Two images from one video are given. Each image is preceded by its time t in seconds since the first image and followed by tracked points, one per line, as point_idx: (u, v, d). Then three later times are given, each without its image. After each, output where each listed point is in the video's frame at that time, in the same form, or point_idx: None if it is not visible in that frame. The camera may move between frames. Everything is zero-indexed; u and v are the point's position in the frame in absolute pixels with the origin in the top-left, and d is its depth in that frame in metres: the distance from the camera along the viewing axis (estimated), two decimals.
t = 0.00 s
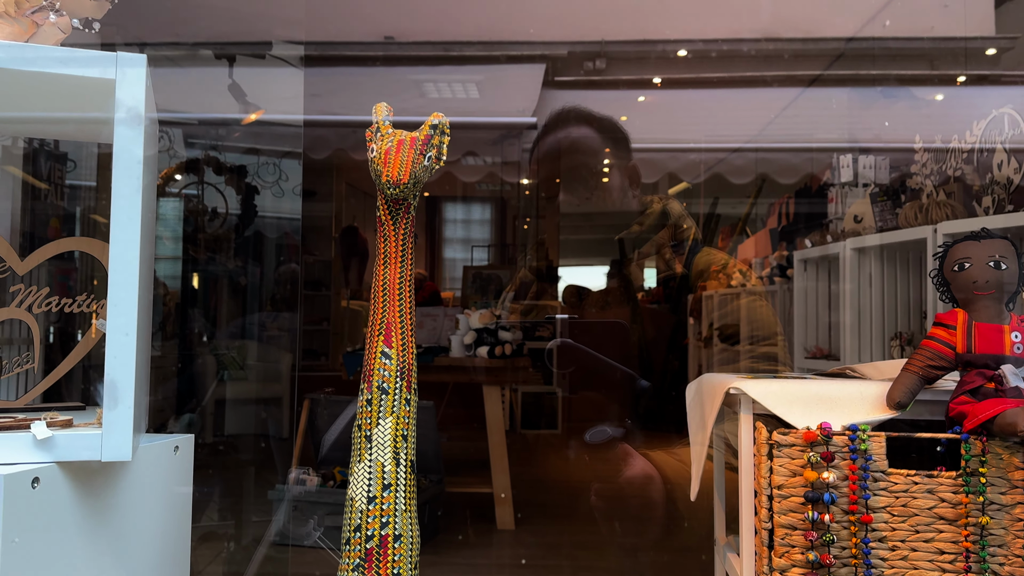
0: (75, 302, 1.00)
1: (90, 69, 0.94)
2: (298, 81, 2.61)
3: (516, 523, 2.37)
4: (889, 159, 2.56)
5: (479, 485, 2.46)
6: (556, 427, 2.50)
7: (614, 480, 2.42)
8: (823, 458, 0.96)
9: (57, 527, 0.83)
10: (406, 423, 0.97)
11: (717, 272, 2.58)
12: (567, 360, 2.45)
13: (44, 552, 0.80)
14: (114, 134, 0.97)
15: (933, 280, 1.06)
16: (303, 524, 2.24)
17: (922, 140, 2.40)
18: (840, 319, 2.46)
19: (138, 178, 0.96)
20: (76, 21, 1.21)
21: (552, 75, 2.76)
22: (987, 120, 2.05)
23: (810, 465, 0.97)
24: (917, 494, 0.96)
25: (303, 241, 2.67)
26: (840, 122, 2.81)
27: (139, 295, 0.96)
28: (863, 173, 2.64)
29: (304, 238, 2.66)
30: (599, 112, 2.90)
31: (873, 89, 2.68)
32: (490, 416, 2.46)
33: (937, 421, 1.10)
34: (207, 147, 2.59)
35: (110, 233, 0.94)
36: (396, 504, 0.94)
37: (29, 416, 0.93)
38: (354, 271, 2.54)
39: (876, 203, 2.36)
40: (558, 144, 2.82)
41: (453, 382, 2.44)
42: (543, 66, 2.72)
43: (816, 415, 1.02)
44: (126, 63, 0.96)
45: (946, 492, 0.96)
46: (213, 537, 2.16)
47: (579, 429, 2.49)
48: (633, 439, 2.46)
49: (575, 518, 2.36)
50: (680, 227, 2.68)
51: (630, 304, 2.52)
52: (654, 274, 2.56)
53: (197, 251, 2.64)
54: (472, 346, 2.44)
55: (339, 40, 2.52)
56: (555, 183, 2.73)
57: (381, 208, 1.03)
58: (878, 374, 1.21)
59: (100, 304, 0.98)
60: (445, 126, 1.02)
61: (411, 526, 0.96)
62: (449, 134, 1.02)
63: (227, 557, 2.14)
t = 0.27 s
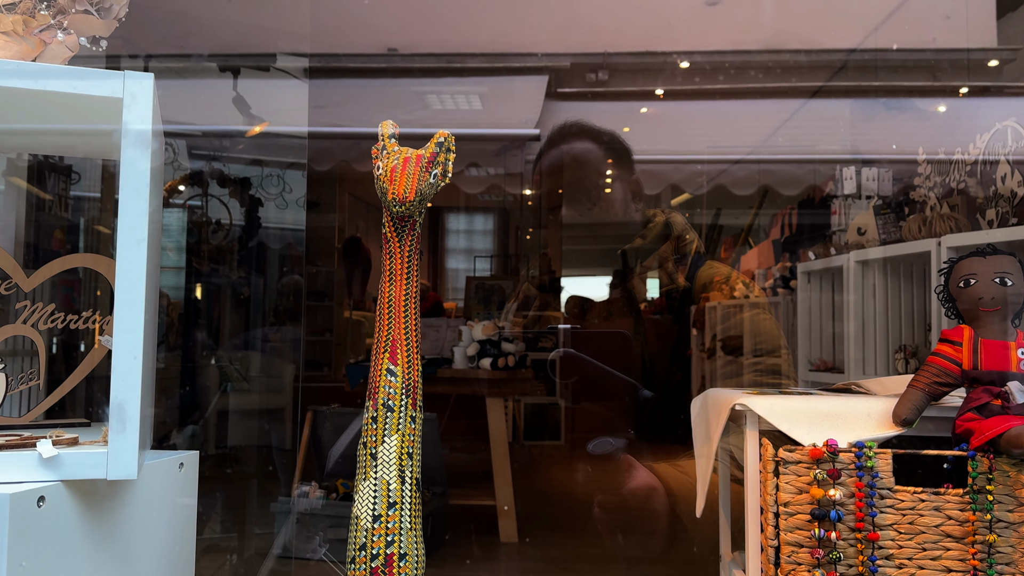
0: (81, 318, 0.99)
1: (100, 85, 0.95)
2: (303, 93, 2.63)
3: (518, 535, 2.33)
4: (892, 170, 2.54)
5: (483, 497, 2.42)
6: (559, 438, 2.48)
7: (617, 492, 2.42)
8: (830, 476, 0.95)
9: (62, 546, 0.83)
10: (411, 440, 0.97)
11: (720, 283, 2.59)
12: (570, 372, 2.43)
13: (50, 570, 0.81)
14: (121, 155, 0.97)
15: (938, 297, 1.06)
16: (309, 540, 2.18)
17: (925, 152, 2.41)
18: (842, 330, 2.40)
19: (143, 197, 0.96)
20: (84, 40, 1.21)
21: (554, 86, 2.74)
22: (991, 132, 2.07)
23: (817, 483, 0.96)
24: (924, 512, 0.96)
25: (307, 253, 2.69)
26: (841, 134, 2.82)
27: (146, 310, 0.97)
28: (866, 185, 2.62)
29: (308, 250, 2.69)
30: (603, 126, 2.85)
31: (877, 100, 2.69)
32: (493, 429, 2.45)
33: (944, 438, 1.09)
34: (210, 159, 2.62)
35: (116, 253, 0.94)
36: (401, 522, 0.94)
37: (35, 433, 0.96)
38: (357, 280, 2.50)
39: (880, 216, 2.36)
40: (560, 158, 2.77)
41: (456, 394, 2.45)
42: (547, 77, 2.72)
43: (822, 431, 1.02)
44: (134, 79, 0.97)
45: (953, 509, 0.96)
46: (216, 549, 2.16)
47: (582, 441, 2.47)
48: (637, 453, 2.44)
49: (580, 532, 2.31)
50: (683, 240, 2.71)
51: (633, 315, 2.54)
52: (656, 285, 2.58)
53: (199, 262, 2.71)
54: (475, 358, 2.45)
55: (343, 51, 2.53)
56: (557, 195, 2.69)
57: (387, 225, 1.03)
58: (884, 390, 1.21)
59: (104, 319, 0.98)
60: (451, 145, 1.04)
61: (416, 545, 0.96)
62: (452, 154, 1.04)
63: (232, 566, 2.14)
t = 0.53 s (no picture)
0: (84, 330, 1.00)
1: (103, 96, 0.95)
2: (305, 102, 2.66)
3: (521, 545, 2.30)
4: (895, 180, 2.55)
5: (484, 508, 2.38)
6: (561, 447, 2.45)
7: (620, 501, 2.41)
8: (837, 489, 0.95)
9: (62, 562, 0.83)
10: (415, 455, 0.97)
11: (722, 292, 2.59)
12: (572, 379, 2.45)
13: None
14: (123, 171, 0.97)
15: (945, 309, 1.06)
16: (312, 553, 2.20)
17: (928, 162, 2.40)
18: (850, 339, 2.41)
19: (146, 211, 0.96)
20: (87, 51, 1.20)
21: (558, 95, 2.76)
22: (995, 141, 2.10)
23: (823, 497, 0.95)
24: (932, 526, 0.95)
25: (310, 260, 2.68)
26: (846, 143, 2.80)
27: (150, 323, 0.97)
28: (870, 195, 2.63)
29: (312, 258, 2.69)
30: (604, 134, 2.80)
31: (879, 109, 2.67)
32: (495, 438, 2.45)
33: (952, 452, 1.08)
34: (212, 168, 2.54)
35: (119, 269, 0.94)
36: (405, 538, 0.93)
37: (35, 448, 0.95)
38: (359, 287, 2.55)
39: (884, 225, 2.36)
40: (563, 168, 2.73)
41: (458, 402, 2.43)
42: (548, 86, 2.75)
43: (829, 445, 1.02)
44: (139, 94, 0.97)
45: (961, 524, 0.95)
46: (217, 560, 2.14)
47: (584, 451, 2.46)
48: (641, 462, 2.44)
49: (581, 541, 2.29)
50: (686, 250, 2.70)
51: (636, 323, 2.53)
52: (658, 293, 2.57)
53: (202, 271, 2.59)
54: (478, 367, 2.43)
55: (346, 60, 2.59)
56: (560, 204, 2.64)
57: (392, 238, 1.03)
58: (890, 403, 1.20)
59: (106, 332, 0.99)
60: (455, 157, 1.02)
61: (419, 560, 0.95)
62: (457, 163, 1.02)
63: None
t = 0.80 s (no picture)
0: (82, 339, 1.01)
1: (100, 105, 0.94)
2: (308, 109, 2.63)
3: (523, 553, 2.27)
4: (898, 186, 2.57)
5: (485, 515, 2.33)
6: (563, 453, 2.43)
7: (623, 511, 2.37)
8: (844, 501, 0.94)
9: None
10: (417, 467, 0.96)
11: (725, 298, 2.53)
12: (575, 388, 2.42)
13: None
14: (123, 183, 0.96)
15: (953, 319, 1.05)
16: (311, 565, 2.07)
17: (930, 168, 2.40)
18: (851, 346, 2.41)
19: (146, 222, 0.95)
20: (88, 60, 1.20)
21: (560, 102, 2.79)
22: (999, 147, 2.07)
23: (831, 509, 0.95)
24: (940, 538, 0.94)
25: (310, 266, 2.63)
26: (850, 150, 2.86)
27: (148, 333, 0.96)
28: (872, 201, 2.65)
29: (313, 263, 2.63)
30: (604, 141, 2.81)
31: (881, 116, 2.71)
32: (498, 447, 2.36)
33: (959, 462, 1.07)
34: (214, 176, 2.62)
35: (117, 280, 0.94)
36: (407, 551, 0.93)
37: (34, 460, 0.93)
38: (361, 294, 2.48)
39: (887, 232, 2.36)
40: (564, 175, 2.73)
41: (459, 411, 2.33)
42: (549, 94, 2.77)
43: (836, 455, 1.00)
44: (137, 101, 0.96)
45: (970, 536, 0.94)
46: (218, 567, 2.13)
47: (586, 459, 2.44)
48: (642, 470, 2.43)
49: (583, 549, 2.29)
50: (689, 256, 2.67)
51: (638, 329, 2.52)
52: (661, 299, 2.55)
53: (204, 279, 2.67)
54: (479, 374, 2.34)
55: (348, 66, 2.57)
56: (562, 211, 2.65)
57: (393, 247, 1.03)
58: (897, 412, 1.19)
59: (106, 342, 1.00)
60: (457, 165, 1.02)
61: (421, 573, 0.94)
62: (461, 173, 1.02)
63: None
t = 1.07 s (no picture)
0: (82, 349, 0.98)
1: (99, 113, 0.95)
2: (309, 113, 2.62)
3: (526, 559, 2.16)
4: (902, 192, 2.51)
5: (492, 522, 2.25)
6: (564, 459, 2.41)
7: (627, 520, 2.30)
8: (854, 513, 0.93)
9: None
10: (420, 479, 0.94)
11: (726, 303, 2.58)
12: (577, 392, 2.41)
13: None
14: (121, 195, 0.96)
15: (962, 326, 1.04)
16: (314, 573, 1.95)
17: (936, 172, 2.37)
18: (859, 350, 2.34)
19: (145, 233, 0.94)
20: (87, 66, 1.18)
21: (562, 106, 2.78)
22: (1004, 152, 2.04)
23: (839, 520, 0.93)
24: (951, 550, 0.93)
25: (313, 273, 2.67)
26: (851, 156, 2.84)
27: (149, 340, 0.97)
28: (876, 207, 2.58)
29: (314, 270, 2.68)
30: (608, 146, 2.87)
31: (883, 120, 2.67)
32: (499, 452, 2.36)
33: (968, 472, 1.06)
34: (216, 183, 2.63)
35: (115, 290, 0.94)
36: (410, 565, 0.91)
37: (31, 472, 0.93)
38: (361, 299, 2.55)
39: (891, 237, 2.30)
40: (568, 180, 2.80)
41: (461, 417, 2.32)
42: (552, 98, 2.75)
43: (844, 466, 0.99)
44: (136, 108, 0.96)
45: (981, 548, 0.92)
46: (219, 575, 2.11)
47: (587, 467, 2.44)
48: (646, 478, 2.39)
49: (586, 557, 2.17)
50: (694, 262, 2.73)
51: (639, 334, 2.50)
52: (663, 304, 2.55)
53: (205, 285, 2.67)
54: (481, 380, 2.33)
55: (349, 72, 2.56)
56: (562, 217, 2.71)
57: (395, 255, 1.02)
58: (905, 421, 1.18)
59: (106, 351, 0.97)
60: (461, 174, 1.02)
61: None
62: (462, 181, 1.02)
63: None
